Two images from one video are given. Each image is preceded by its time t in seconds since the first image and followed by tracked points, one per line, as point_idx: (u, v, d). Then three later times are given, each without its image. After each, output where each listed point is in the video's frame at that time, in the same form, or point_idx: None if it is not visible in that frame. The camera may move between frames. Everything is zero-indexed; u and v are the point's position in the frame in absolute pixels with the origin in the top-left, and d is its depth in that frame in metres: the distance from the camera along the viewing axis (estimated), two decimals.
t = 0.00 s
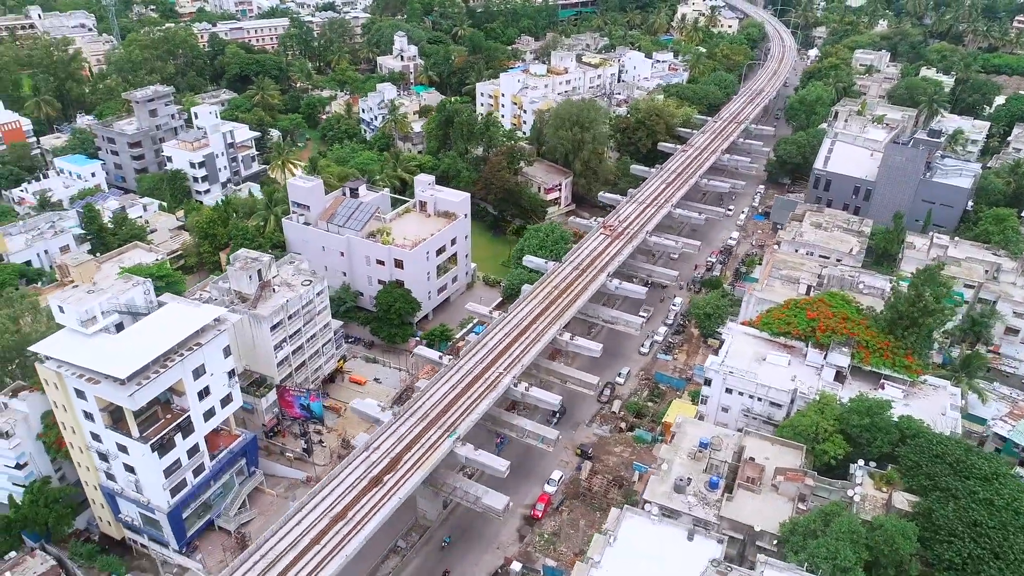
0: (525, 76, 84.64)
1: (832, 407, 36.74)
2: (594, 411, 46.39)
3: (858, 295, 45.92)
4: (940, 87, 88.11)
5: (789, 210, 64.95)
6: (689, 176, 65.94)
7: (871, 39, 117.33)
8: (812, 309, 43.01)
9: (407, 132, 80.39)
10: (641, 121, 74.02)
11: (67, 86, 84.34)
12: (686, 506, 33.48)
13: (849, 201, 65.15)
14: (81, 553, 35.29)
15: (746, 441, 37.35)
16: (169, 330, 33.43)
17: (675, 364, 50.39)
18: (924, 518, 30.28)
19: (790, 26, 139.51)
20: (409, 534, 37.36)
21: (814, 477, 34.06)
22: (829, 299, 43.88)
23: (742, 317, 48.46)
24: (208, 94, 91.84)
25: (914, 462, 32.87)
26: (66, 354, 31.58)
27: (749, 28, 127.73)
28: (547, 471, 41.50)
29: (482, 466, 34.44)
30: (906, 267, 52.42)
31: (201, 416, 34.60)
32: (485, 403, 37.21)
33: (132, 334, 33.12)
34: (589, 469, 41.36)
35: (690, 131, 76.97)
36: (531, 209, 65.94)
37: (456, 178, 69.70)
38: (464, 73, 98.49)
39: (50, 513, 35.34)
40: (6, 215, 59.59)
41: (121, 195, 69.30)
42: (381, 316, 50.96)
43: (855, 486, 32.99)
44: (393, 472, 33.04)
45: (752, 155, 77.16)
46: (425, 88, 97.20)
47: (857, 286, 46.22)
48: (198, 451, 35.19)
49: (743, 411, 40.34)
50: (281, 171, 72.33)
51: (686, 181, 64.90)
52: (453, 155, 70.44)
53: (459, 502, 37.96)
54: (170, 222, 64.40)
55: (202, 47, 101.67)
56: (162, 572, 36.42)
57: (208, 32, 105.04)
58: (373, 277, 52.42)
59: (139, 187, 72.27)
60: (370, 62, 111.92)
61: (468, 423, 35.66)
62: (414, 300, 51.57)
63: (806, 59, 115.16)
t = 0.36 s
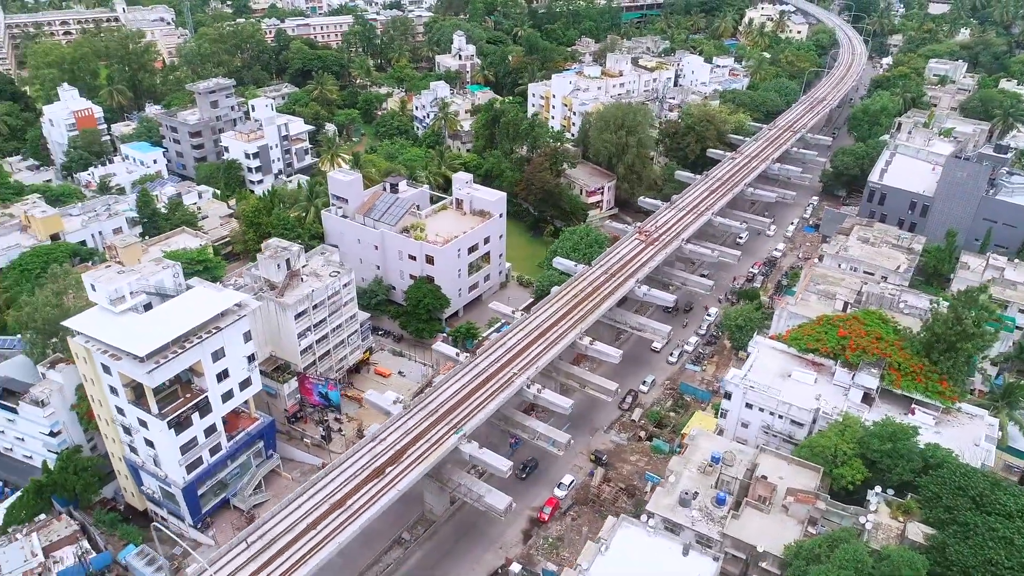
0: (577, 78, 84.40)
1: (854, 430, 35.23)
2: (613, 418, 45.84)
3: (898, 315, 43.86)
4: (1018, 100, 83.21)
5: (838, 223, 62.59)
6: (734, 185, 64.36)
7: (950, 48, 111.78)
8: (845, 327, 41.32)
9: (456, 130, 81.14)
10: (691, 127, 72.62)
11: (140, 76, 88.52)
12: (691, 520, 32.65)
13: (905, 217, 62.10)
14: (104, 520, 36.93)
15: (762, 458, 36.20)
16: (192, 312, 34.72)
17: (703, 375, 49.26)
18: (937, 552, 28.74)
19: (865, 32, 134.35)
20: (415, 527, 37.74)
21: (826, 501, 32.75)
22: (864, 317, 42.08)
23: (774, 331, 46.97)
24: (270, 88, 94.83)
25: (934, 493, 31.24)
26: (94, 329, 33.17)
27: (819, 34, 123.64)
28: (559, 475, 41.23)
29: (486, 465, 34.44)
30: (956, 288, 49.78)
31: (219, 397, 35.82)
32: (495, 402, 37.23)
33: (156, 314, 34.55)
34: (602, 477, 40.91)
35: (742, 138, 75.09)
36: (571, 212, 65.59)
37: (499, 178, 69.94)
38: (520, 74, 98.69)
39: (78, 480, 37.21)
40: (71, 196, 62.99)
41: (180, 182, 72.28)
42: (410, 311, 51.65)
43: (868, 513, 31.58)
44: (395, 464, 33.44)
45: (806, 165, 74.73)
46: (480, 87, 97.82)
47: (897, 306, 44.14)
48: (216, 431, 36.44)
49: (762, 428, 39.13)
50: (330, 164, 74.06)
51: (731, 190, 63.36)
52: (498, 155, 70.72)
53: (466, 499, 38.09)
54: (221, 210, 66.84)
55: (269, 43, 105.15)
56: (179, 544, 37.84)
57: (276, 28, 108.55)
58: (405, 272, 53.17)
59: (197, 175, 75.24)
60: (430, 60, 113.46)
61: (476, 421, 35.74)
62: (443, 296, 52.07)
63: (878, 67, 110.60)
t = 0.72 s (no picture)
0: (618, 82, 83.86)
1: (860, 450, 33.93)
2: (622, 425, 45.26)
3: (923, 334, 42.03)
4: None
5: (875, 235, 60.36)
6: (768, 193, 62.73)
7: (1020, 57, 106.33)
8: (864, 344, 39.81)
9: (493, 130, 81.48)
10: (729, 133, 71.15)
11: (194, 70, 91.88)
12: (680, 533, 31.99)
13: (948, 232, 59.43)
14: (115, 495, 38.44)
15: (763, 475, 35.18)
16: (201, 299, 35.77)
17: (719, 386, 48.17)
18: None
19: (930, 40, 129.16)
20: (410, 522, 38.02)
21: (823, 522, 31.60)
22: (884, 334, 40.45)
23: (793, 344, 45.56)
24: (317, 85, 97.00)
25: (937, 522, 29.76)
26: (108, 311, 34.48)
27: (879, 40, 119.47)
28: (559, 479, 40.94)
29: (477, 464, 34.41)
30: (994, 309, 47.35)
31: (225, 383, 36.79)
32: (494, 401, 37.22)
33: (168, 299, 35.71)
34: (602, 483, 40.51)
35: (783, 146, 73.17)
36: (600, 215, 65.04)
37: (530, 179, 69.91)
38: (564, 75, 98.38)
39: (93, 456, 38.85)
40: (117, 182, 65.80)
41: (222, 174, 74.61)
42: (428, 308, 52.11)
43: (865, 538, 30.33)
44: (387, 457, 33.76)
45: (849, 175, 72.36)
46: (522, 88, 97.88)
47: (923, 324, 42.28)
48: (222, 415, 37.47)
49: (769, 443, 38.06)
50: (367, 160, 75.28)
51: (764, 198, 61.69)
52: (531, 155, 70.70)
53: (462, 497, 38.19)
54: (258, 201, 68.77)
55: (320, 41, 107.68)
56: (185, 523, 39.08)
57: (328, 26, 111.04)
58: (425, 268, 53.61)
59: (240, 167, 77.51)
60: (477, 60, 114.21)
61: (472, 420, 35.79)
62: (461, 294, 52.35)
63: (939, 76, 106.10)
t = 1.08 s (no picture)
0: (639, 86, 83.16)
1: (840, 467, 32.88)
2: (610, 431, 44.72)
3: (924, 350, 40.55)
4: None
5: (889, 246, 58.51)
6: (781, 201, 61.40)
7: None
8: (857, 358, 38.55)
9: (510, 130, 81.41)
10: (747, 138, 69.84)
11: (223, 66, 94.01)
12: (647, 544, 31.45)
13: (968, 246, 57.33)
14: (103, 479, 39.46)
15: (741, 488, 34.37)
16: (187, 291, 36.49)
17: (714, 396, 47.26)
18: None
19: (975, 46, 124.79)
20: (386, 519, 38.23)
21: (795, 540, 30.71)
22: (880, 349, 39.15)
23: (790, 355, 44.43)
24: (342, 83, 98.18)
25: (911, 546, 28.71)
26: (96, 299, 35.39)
27: (919, 46, 115.97)
28: (540, 483, 40.71)
29: (448, 464, 34.43)
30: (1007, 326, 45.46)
31: (209, 373, 37.46)
32: (471, 402, 37.23)
33: (155, 290, 36.48)
34: (583, 489, 40.06)
35: (803, 153, 71.49)
36: (609, 219, 64.47)
37: (542, 180, 69.58)
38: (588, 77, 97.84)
39: (84, 440, 39.91)
40: (138, 174, 67.67)
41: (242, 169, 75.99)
42: (426, 307, 52.27)
43: (835, 559, 29.43)
44: (359, 454, 34.00)
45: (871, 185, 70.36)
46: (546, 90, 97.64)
47: (924, 340, 40.82)
48: (206, 405, 38.15)
49: (752, 456, 37.18)
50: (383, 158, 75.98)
51: (774, 206, 60.41)
52: (544, 157, 70.44)
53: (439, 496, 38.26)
54: (273, 196, 69.97)
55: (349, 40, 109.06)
56: (170, 510, 39.89)
57: (357, 25, 112.38)
58: (426, 267, 53.77)
59: (260, 163, 78.90)
60: (504, 61, 114.38)
61: (447, 420, 35.84)
62: (459, 294, 52.39)
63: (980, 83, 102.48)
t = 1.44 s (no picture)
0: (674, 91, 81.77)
1: (821, 490, 31.61)
2: (603, 438, 44.08)
3: (933, 373, 38.84)
4: None
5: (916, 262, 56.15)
6: (806, 211, 59.48)
7: None
8: (855, 377, 37.03)
9: (541, 131, 81.12)
10: (778, 146, 67.87)
11: (269, 62, 96.63)
12: (612, 554, 30.86)
13: (1005, 266, 54.35)
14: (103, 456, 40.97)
15: (718, 505, 33.38)
16: (183, 278, 37.59)
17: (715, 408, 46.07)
18: None
19: None
20: (367, 511, 38.62)
21: (764, 561, 29.68)
22: (882, 370, 37.50)
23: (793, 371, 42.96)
24: (383, 81, 99.61)
25: None
26: (97, 281, 36.84)
27: (983, 54, 110.58)
28: (524, 485, 40.44)
29: (422, 461, 34.54)
30: None
31: (203, 358, 38.49)
32: (453, 400, 37.31)
33: (154, 276, 37.72)
34: (567, 495, 39.59)
35: (838, 163, 69.04)
36: (629, 223, 63.56)
37: (565, 182, 69.08)
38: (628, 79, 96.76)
39: (88, 417, 41.52)
40: (174, 164, 70.15)
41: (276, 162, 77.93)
42: (433, 304, 52.53)
43: None
44: (334, 445, 34.41)
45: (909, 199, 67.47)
46: (585, 92, 96.97)
47: (934, 363, 38.88)
48: (199, 389, 39.22)
49: (737, 472, 36.11)
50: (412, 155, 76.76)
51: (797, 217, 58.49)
52: (569, 159, 69.94)
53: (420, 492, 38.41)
54: (302, 190, 71.50)
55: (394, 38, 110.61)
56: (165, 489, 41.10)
57: (403, 23, 113.95)
58: (435, 265, 54.04)
59: (294, 156, 80.74)
60: (547, 62, 114.13)
61: (426, 417, 35.94)
62: (466, 293, 52.47)
63: None
